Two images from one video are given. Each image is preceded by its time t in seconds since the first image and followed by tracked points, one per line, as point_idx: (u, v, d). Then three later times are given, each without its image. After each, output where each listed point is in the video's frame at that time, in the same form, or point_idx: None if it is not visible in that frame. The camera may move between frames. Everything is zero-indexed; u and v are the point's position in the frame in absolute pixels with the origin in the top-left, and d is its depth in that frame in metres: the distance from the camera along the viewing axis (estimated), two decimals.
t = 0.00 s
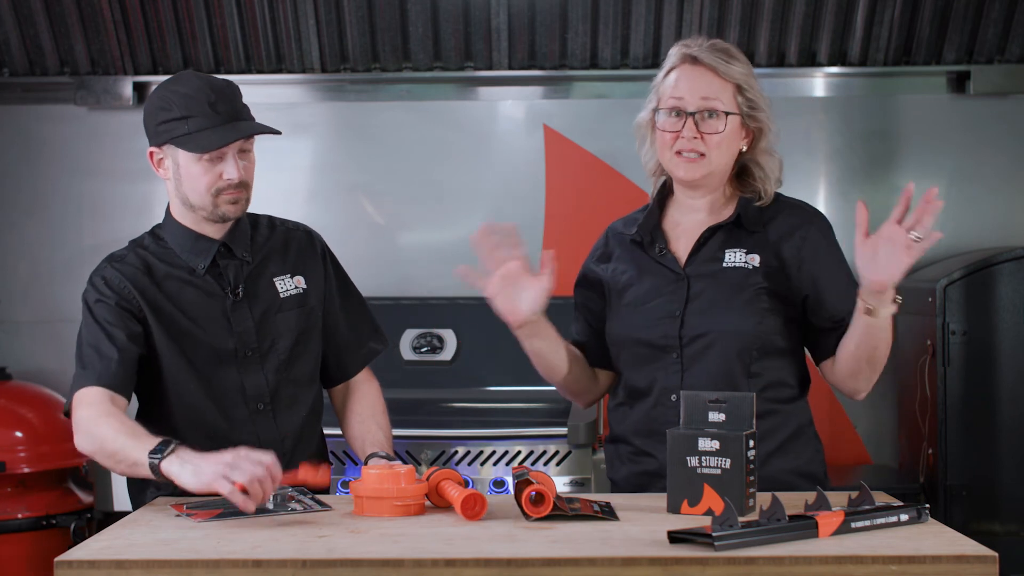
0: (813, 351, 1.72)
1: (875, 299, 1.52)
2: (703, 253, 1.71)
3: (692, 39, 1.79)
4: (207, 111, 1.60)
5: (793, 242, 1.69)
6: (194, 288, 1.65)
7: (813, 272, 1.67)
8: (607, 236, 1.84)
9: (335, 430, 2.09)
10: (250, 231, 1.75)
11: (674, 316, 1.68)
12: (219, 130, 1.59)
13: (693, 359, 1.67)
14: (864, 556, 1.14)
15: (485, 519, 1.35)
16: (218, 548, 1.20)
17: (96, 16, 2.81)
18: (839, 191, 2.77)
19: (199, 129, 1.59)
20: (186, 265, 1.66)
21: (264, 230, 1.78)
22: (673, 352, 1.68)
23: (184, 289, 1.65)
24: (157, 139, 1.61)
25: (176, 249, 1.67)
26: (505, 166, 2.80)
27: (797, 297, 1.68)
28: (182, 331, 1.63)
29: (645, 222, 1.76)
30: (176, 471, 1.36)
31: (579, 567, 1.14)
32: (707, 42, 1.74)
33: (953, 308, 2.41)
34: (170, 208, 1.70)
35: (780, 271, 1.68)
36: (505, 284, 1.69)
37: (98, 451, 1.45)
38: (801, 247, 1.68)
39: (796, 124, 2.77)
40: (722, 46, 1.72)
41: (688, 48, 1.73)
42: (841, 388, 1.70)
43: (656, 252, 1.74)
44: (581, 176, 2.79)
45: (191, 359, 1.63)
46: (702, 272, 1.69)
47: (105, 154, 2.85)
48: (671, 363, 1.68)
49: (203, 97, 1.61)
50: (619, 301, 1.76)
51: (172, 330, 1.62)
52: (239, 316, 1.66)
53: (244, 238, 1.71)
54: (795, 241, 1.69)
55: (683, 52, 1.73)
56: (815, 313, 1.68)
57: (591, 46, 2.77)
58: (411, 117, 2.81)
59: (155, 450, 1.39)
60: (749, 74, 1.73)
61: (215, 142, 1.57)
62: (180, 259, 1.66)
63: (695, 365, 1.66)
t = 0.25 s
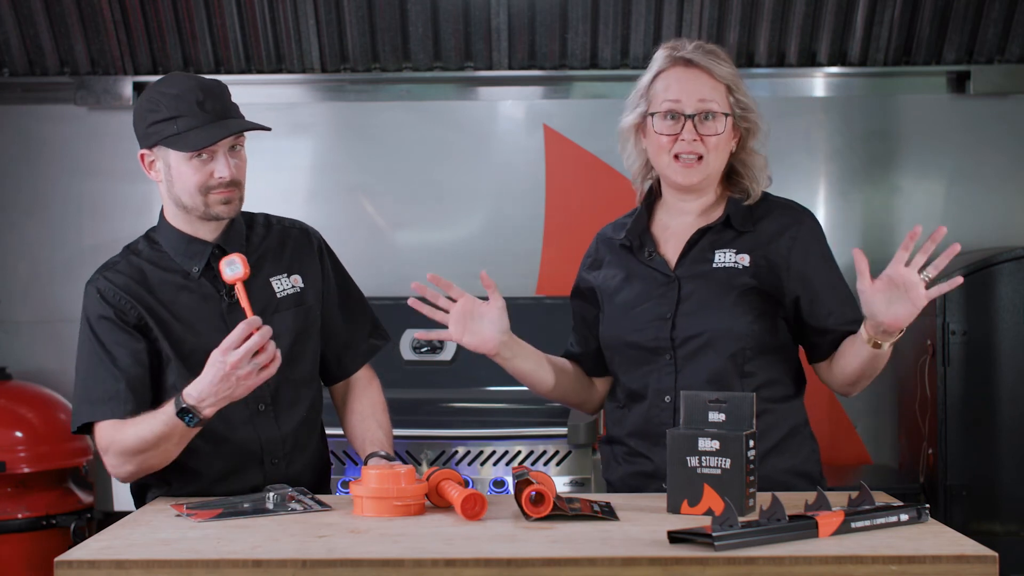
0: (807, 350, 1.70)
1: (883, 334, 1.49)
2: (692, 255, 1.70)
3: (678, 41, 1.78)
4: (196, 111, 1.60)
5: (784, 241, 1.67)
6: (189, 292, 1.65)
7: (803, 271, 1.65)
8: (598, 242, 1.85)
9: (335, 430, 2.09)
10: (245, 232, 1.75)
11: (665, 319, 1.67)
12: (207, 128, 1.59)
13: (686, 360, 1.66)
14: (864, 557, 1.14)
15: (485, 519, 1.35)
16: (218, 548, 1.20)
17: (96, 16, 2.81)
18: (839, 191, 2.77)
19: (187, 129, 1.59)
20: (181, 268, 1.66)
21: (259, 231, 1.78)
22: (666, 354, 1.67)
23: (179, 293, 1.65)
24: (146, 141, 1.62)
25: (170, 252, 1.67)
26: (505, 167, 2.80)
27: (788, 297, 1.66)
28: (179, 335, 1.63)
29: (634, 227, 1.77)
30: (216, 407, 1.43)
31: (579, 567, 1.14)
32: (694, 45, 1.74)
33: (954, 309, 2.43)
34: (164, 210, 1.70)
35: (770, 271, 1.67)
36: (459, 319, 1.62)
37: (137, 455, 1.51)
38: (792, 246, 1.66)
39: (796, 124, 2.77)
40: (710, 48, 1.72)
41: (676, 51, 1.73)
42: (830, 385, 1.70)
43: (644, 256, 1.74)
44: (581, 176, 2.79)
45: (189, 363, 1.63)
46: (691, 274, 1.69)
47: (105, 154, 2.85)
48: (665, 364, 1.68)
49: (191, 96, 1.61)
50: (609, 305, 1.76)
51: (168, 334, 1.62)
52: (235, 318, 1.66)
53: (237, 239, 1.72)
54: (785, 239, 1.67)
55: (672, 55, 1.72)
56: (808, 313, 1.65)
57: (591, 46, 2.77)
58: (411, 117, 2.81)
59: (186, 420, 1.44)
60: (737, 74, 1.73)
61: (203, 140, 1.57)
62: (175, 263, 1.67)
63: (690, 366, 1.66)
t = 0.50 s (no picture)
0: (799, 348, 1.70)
1: (867, 330, 1.47)
2: (683, 255, 1.70)
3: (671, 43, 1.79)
4: (189, 116, 1.60)
5: (774, 240, 1.68)
6: (187, 293, 1.65)
7: (795, 269, 1.66)
8: (591, 244, 1.85)
9: (335, 430, 2.09)
10: (244, 233, 1.75)
11: (656, 320, 1.67)
12: (201, 134, 1.59)
13: (678, 362, 1.66)
14: (864, 556, 1.14)
15: (485, 519, 1.35)
16: (218, 548, 1.20)
17: (96, 16, 2.81)
18: (839, 191, 2.77)
19: (181, 135, 1.58)
20: (180, 269, 1.67)
21: (258, 232, 1.78)
22: (658, 356, 1.68)
23: (178, 294, 1.65)
24: (140, 146, 1.61)
25: (168, 253, 1.67)
26: (505, 167, 2.80)
27: (778, 295, 1.67)
28: (177, 336, 1.62)
29: (626, 229, 1.77)
30: (217, 414, 1.43)
31: (579, 566, 1.14)
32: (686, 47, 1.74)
33: (953, 308, 2.41)
34: (162, 213, 1.71)
35: (761, 270, 1.66)
36: (459, 315, 1.64)
37: (140, 460, 1.53)
38: (781, 245, 1.67)
39: (796, 124, 2.77)
40: (701, 50, 1.73)
41: (668, 52, 1.74)
42: (821, 382, 1.69)
43: (635, 259, 1.74)
44: (581, 176, 2.79)
45: (187, 365, 1.63)
46: (682, 275, 1.69)
47: (105, 154, 2.85)
48: (657, 366, 1.68)
49: (184, 101, 1.61)
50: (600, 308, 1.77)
51: (166, 336, 1.62)
52: (234, 319, 1.67)
53: (235, 239, 1.72)
54: (776, 239, 1.68)
55: (663, 56, 1.73)
56: (799, 310, 1.66)
57: (591, 47, 2.77)
58: (411, 117, 2.81)
59: (187, 427, 1.45)
60: (728, 76, 1.74)
61: (196, 147, 1.56)
62: (172, 264, 1.67)
63: (680, 369, 1.66)
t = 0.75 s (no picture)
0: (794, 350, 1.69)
1: (857, 331, 1.46)
2: (679, 256, 1.70)
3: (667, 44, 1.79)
4: (188, 123, 1.60)
5: (769, 241, 1.67)
6: (181, 293, 1.65)
7: (791, 271, 1.66)
8: (588, 245, 1.85)
9: (335, 430, 2.09)
10: (241, 233, 1.75)
11: (651, 321, 1.68)
12: (201, 142, 1.59)
13: (673, 362, 1.67)
14: (864, 556, 1.14)
15: (485, 519, 1.35)
16: (218, 548, 1.20)
17: (96, 16, 2.80)
18: (839, 191, 2.77)
19: (181, 142, 1.59)
20: (175, 269, 1.66)
21: (255, 231, 1.78)
22: (653, 357, 1.68)
23: (171, 294, 1.65)
24: (138, 151, 1.61)
25: (164, 253, 1.67)
26: (505, 167, 2.80)
27: (773, 296, 1.67)
28: (170, 337, 1.63)
29: (621, 230, 1.77)
30: (207, 433, 1.44)
31: (579, 566, 1.14)
32: (674, 47, 1.74)
33: (954, 308, 2.41)
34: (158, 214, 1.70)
35: (755, 271, 1.66)
36: (456, 316, 1.64)
37: (130, 468, 1.54)
38: (775, 246, 1.67)
39: (797, 124, 2.77)
40: (689, 50, 1.72)
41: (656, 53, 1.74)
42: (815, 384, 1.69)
43: (631, 260, 1.74)
44: (581, 176, 2.79)
45: (182, 366, 1.63)
46: (677, 276, 1.69)
47: (105, 155, 2.85)
48: (653, 367, 1.68)
49: (183, 108, 1.61)
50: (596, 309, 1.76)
51: (161, 337, 1.62)
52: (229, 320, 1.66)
53: (232, 239, 1.71)
54: (771, 240, 1.67)
55: (650, 57, 1.73)
56: (793, 312, 1.66)
57: (591, 46, 2.77)
58: (411, 117, 2.81)
59: (178, 444, 1.47)
60: (718, 76, 1.72)
61: (196, 156, 1.57)
62: (168, 263, 1.67)
63: (675, 370, 1.66)
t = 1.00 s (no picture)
0: (795, 354, 1.69)
1: (856, 348, 1.46)
2: (681, 257, 1.70)
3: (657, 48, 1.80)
4: (165, 128, 1.59)
5: (772, 245, 1.67)
6: (175, 295, 1.65)
7: (794, 276, 1.65)
8: (593, 244, 1.85)
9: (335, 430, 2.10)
10: (238, 232, 1.74)
11: (653, 322, 1.68)
12: (178, 146, 1.58)
13: (672, 363, 1.67)
14: (864, 556, 1.14)
15: (485, 519, 1.35)
16: (218, 548, 1.20)
17: (96, 16, 2.80)
18: (839, 191, 2.77)
19: (157, 148, 1.58)
20: (170, 271, 1.66)
21: (253, 230, 1.77)
22: (652, 357, 1.68)
23: (165, 296, 1.65)
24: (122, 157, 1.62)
25: (159, 255, 1.67)
26: (505, 167, 2.80)
27: (776, 300, 1.66)
28: (163, 340, 1.63)
29: (626, 229, 1.77)
30: (190, 450, 1.45)
31: (579, 567, 1.14)
32: (646, 52, 1.76)
33: (954, 308, 2.41)
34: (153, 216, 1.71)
35: (758, 275, 1.66)
36: (462, 314, 1.65)
37: (118, 475, 1.56)
38: (779, 250, 1.67)
39: (797, 124, 2.77)
40: (653, 53, 1.74)
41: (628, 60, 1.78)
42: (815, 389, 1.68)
43: (635, 259, 1.75)
44: (582, 176, 2.79)
45: (175, 369, 1.64)
46: (680, 277, 1.69)
47: (104, 155, 2.85)
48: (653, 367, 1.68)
49: (159, 113, 1.59)
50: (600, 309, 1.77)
51: (154, 340, 1.63)
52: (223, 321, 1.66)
53: (227, 239, 1.70)
54: (774, 243, 1.67)
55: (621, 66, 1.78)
56: (795, 318, 1.65)
57: (591, 46, 2.77)
58: (411, 117, 2.81)
59: (162, 459, 1.48)
60: (673, 75, 1.71)
61: (171, 162, 1.55)
62: (164, 266, 1.67)
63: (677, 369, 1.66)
